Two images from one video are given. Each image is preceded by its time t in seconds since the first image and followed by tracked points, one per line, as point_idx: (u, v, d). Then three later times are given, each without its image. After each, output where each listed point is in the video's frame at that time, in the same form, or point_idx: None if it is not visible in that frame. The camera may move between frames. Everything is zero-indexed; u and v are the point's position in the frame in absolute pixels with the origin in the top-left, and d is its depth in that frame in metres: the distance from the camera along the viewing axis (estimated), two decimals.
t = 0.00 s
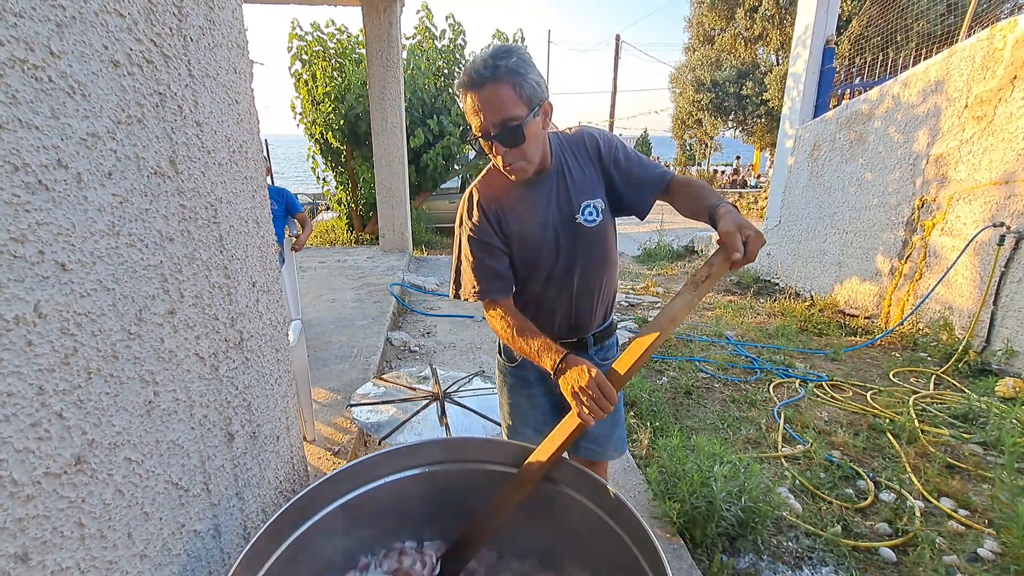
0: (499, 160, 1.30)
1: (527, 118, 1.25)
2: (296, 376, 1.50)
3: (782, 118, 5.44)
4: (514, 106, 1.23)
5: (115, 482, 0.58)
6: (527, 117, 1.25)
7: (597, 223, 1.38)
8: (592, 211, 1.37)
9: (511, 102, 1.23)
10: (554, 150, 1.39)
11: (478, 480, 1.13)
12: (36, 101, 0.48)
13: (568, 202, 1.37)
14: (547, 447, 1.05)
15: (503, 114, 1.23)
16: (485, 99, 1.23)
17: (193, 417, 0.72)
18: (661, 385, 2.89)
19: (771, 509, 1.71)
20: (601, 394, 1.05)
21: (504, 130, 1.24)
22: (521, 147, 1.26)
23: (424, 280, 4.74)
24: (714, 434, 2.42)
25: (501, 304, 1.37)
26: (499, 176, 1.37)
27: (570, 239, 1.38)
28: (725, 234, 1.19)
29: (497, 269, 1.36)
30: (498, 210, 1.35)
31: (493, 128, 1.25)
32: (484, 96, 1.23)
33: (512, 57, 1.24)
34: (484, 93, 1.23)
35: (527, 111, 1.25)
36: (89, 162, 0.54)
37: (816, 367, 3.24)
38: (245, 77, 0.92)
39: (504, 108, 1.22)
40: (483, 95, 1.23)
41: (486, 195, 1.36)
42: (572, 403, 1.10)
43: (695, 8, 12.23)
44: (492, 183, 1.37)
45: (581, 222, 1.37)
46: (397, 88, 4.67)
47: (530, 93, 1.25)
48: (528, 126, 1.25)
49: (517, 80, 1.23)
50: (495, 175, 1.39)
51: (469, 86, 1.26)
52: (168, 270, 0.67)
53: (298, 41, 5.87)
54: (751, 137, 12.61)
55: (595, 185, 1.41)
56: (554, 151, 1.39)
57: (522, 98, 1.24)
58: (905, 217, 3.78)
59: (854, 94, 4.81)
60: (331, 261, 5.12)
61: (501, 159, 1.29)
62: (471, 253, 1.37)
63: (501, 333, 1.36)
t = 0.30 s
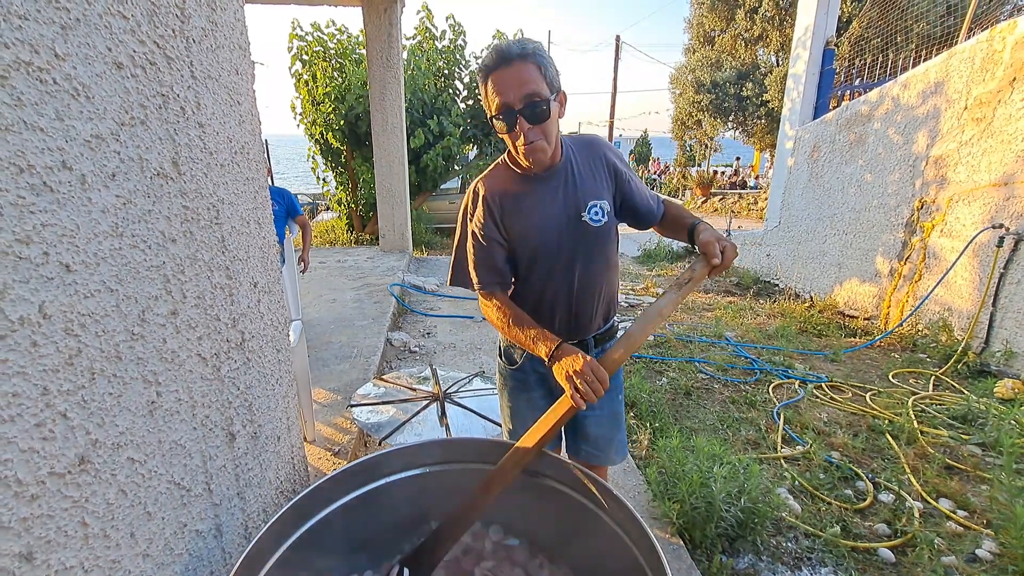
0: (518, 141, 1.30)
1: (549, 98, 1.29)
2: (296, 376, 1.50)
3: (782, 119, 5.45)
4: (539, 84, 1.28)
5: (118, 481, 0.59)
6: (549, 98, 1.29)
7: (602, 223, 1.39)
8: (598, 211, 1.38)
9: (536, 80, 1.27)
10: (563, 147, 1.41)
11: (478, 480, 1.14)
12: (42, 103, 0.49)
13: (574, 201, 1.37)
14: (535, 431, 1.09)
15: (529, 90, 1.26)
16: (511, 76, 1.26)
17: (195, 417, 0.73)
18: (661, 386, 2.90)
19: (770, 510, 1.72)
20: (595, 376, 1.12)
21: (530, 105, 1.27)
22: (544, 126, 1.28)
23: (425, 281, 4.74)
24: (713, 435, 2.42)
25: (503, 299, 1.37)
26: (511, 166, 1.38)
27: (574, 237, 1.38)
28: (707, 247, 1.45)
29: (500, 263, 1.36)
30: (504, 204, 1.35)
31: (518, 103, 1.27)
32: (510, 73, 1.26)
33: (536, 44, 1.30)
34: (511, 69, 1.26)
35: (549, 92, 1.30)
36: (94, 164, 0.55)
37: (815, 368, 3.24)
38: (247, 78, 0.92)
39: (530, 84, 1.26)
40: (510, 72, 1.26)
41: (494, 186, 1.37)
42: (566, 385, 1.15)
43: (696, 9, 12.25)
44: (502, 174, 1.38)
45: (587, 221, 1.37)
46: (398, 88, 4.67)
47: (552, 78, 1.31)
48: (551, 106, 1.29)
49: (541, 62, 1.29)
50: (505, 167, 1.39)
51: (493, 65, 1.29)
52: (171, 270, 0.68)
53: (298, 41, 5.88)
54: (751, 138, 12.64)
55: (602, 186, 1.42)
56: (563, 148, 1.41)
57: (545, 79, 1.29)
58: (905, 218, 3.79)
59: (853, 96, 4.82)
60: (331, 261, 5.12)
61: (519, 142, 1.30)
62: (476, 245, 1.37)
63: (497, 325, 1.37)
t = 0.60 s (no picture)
0: (522, 157, 1.30)
1: (555, 120, 1.28)
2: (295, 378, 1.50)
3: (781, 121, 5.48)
4: (545, 106, 1.25)
5: (119, 483, 0.59)
6: (555, 120, 1.27)
7: (608, 224, 1.40)
8: (604, 213, 1.39)
9: (542, 103, 1.25)
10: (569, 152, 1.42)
11: (478, 482, 1.14)
12: (44, 108, 0.49)
13: (580, 202, 1.38)
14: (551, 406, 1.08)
15: (535, 109, 1.25)
16: (516, 97, 1.24)
17: (195, 419, 0.73)
18: (660, 387, 2.90)
19: (769, 511, 1.72)
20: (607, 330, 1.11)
21: (533, 130, 1.26)
22: (547, 147, 1.28)
23: (424, 282, 4.75)
24: (712, 436, 2.43)
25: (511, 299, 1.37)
26: (516, 172, 1.38)
27: (581, 239, 1.38)
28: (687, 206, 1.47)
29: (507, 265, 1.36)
30: (512, 206, 1.36)
31: (522, 126, 1.26)
32: (516, 94, 1.24)
33: (546, 56, 1.26)
34: (517, 90, 1.24)
35: (555, 113, 1.28)
36: (94, 167, 0.55)
37: (814, 369, 3.25)
38: (247, 81, 0.93)
39: (536, 108, 1.24)
40: (516, 94, 1.24)
41: (501, 189, 1.36)
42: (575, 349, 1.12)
43: (695, 10, 12.27)
44: (508, 178, 1.37)
45: (594, 222, 1.38)
46: (398, 88, 4.67)
47: (560, 96, 1.28)
48: (555, 127, 1.28)
49: (549, 80, 1.26)
50: (510, 171, 1.39)
51: (500, 79, 1.26)
52: (172, 273, 0.68)
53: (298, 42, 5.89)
54: (750, 139, 12.65)
55: (606, 188, 1.43)
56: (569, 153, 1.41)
57: (552, 100, 1.27)
58: (904, 220, 3.79)
59: (853, 97, 4.83)
60: (330, 263, 5.12)
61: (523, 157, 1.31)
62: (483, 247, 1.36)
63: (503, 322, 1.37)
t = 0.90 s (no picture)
0: (527, 157, 1.30)
1: (559, 120, 1.27)
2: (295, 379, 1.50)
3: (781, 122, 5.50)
4: (548, 106, 1.25)
5: (118, 483, 0.59)
6: (559, 119, 1.27)
7: (612, 224, 1.40)
8: (608, 213, 1.39)
9: (546, 103, 1.25)
10: (571, 154, 1.42)
11: (476, 483, 1.14)
12: (43, 109, 0.49)
13: (584, 203, 1.38)
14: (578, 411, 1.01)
15: (539, 109, 1.24)
16: (520, 98, 1.24)
17: (194, 420, 0.73)
18: (659, 388, 2.90)
19: (768, 512, 1.73)
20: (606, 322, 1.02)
21: (537, 130, 1.26)
22: (551, 147, 1.28)
23: (424, 283, 4.75)
24: (711, 437, 2.43)
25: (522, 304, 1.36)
26: (520, 175, 1.38)
27: (585, 240, 1.39)
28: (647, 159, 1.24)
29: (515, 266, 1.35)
30: (517, 208, 1.35)
31: (526, 127, 1.26)
32: (519, 94, 1.24)
33: (548, 57, 1.26)
34: (520, 91, 1.24)
35: (559, 112, 1.27)
36: (94, 168, 0.55)
37: (813, 370, 3.25)
38: (246, 82, 0.93)
39: (540, 107, 1.24)
40: (519, 94, 1.24)
41: (505, 192, 1.36)
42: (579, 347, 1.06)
43: (695, 12, 12.29)
44: (512, 180, 1.38)
45: (598, 223, 1.38)
46: (397, 89, 4.68)
47: (563, 95, 1.28)
48: (560, 127, 1.27)
49: (552, 80, 1.26)
50: (514, 173, 1.39)
51: (503, 81, 1.27)
52: (171, 274, 0.68)
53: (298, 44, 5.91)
54: (750, 140, 12.67)
55: (610, 189, 1.43)
56: (571, 155, 1.42)
57: (556, 99, 1.27)
58: (903, 221, 3.80)
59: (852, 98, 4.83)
60: (330, 263, 5.12)
61: (528, 158, 1.31)
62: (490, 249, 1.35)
63: (515, 324, 1.35)
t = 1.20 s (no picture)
0: (516, 165, 1.31)
1: (545, 124, 1.27)
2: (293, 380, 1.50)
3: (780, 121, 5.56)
4: (533, 111, 1.25)
5: (114, 485, 0.59)
6: (545, 123, 1.27)
7: (605, 224, 1.42)
8: (601, 213, 1.41)
9: (531, 108, 1.24)
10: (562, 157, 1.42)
11: (474, 485, 1.14)
12: (40, 111, 0.49)
13: (578, 206, 1.39)
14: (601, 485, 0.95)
15: (524, 116, 1.24)
16: (504, 105, 1.24)
17: (191, 421, 0.73)
18: (658, 389, 2.90)
19: (766, 513, 1.73)
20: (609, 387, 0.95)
21: (524, 135, 1.25)
22: (540, 152, 1.28)
23: (423, 284, 4.75)
24: (710, 438, 2.43)
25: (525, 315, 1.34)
26: (513, 181, 1.38)
27: (583, 242, 1.39)
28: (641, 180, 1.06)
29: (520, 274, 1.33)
30: (515, 215, 1.35)
31: (513, 134, 1.26)
32: (503, 101, 1.24)
33: (530, 61, 1.25)
34: (504, 99, 1.23)
35: (545, 116, 1.27)
36: (90, 170, 0.55)
37: (812, 371, 3.26)
38: (244, 83, 0.93)
39: (525, 113, 1.24)
40: (503, 101, 1.24)
41: (502, 200, 1.35)
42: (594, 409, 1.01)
43: (694, 13, 12.31)
44: (507, 188, 1.37)
45: (592, 224, 1.40)
46: (397, 90, 4.68)
47: (548, 99, 1.28)
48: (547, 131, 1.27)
49: (536, 84, 1.25)
50: (507, 181, 1.39)
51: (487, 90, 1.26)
52: (168, 275, 0.68)
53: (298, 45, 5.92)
54: (749, 141, 12.69)
55: (602, 189, 1.44)
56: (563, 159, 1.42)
57: (541, 103, 1.26)
58: (901, 221, 3.80)
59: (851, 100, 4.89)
60: (329, 264, 5.13)
61: (519, 165, 1.31)
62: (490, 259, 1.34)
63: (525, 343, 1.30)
